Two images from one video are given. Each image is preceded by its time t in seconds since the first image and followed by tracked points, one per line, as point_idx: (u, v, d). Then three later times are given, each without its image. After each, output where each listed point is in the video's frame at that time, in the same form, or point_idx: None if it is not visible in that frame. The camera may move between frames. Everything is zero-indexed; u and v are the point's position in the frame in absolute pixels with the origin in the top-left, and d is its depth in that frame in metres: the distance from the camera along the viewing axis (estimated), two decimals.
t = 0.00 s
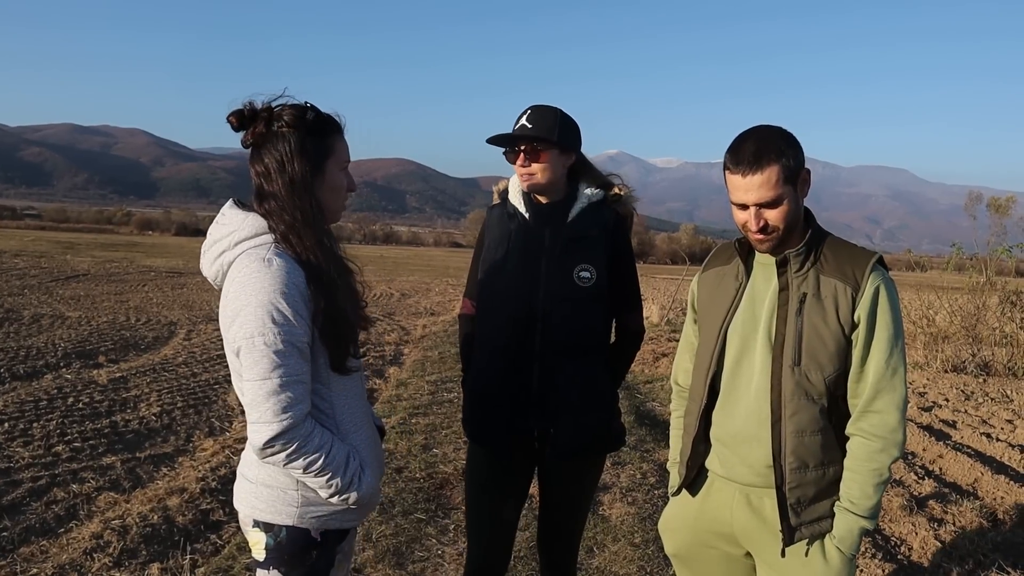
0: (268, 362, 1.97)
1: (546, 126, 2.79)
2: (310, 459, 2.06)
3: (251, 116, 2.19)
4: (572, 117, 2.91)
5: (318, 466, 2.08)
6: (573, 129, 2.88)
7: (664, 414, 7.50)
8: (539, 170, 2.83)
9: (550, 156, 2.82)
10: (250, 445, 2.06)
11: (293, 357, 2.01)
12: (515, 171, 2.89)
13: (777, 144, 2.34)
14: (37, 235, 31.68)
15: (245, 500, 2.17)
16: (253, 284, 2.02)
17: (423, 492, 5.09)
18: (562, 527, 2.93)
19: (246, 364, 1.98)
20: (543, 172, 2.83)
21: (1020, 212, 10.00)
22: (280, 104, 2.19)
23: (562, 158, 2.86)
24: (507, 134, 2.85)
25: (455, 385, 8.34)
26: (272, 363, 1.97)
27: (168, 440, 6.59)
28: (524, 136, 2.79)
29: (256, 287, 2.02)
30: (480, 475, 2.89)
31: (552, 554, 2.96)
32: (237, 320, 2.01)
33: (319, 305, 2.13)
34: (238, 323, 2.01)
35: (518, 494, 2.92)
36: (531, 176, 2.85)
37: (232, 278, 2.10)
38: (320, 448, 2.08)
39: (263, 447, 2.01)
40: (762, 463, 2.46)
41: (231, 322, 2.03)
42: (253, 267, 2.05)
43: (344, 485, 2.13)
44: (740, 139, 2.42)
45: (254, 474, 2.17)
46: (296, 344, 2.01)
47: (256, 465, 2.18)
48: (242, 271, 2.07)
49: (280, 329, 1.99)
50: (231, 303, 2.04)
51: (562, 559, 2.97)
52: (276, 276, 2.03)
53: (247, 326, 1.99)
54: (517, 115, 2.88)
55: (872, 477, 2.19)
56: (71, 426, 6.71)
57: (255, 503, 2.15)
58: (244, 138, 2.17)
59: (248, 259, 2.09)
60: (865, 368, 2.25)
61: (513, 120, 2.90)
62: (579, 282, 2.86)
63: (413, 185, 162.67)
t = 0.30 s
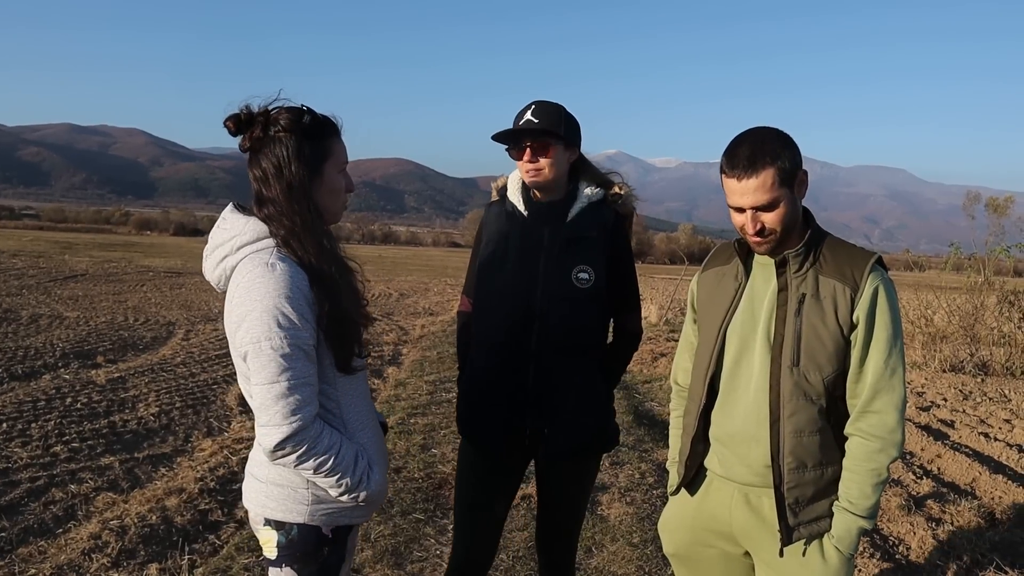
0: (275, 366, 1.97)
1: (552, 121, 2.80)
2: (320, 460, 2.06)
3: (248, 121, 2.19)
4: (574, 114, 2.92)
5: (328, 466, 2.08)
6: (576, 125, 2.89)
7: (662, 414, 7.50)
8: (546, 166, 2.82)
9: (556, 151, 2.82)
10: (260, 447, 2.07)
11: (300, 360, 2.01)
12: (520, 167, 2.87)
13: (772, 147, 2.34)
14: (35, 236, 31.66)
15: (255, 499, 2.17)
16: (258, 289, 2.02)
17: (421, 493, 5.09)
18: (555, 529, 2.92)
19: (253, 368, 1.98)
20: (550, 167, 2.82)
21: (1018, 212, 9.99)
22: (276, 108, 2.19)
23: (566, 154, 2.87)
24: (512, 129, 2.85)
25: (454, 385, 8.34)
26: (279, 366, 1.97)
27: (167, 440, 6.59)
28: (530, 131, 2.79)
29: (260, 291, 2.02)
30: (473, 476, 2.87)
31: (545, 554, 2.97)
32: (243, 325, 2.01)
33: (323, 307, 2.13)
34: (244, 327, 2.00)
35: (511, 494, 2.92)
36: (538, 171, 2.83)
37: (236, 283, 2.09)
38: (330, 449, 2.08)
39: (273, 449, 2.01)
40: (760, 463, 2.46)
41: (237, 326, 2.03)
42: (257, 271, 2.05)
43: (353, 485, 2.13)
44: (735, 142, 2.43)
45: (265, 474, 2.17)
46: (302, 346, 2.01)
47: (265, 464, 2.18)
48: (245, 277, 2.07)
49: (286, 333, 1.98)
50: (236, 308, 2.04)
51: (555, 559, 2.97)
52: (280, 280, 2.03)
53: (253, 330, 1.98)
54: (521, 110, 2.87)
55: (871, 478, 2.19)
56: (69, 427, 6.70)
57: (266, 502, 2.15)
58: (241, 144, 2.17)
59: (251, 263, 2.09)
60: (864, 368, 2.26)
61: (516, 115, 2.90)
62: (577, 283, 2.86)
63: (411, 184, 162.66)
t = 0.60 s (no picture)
0: (277, 364, 1.97)
1: (551, 121, 2.80)
2: (323, 458, 2.06)
3: (251, 126, 2.20)
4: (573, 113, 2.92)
5: (331, 464, 2.08)
6: (575, 125, 2.89)
7: (662, 414, 7.51)
8: (548, 166, 2.82)
9: (555, 151, 2.82)
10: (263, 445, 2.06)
11: (302, 358, 2.01)
12: (519, 166, 2.87)
13: (767, 148, 2.34)
14: (35, 236, 31.65)
15: (260, 497, 2.17)
16: (260, 289, 2.03)
17: (421, 493, 5.08)
18: (553, 530, 2.93)
19: (255, 366, 1.99)
20: (551, 167, 2.83)
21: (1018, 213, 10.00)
22: (280, 112, 2.19)
23: (565, 154, 2.88)
24: (511, 128, 2.84)
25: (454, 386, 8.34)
26: (281, 365, 1.97)
27: (166, 441, 6.58)
28: (531, 130, 2.79)
29: (262, 291, 2.02)
30: (470, 478, 2.86)
31: (541, 555, 2.97)
32: (245, 324, 2.02)
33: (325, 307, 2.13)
34: (247, 326, 2.01)
35: (505, 495, 2.91)
36: (538, 171, 2.83)
37: (239, 284, 2.10)
38: (332, 447, 2.07)
39: (276, 447, 2.01)
40: (761, 463, 2.46)
41: (239, 326, 2.03)
42: (259, 272, 2.06)
43: (356, 483, 2.12)
44: (731, 144, 2.44)
45: (270, 472, 2.17)
46: (304, 345, 2.01)
47: (270, 463, 2.18)
48: (248, 277, 2.07)
49: (288, 332, 1.99)
50: (238, 308, 2.05)
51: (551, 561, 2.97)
52: (282, 281, 2.04)
53: (254, 329, 1.99)
54: (520, 108, 2.86)
55: (871, 478, 2.19)
56: (69, 427, 6.70)
57: (271, 501, 2.15)
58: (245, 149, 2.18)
59: (254, 264, 2.09)
60: (864, 368, 2.26)
61: (515, 113, 2.89)
62: (578, 285, 2.86)
63: (411, 185, 162.66)
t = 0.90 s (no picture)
0: (264, 360, 1.97)
1: (554, 122, 2.80)
2: (310, 456, 2.05)
3: (247, 129, 2.20)
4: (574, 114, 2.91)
5: (318, 463, 2.07)
6: (576, 126, 2.89)
7: (663, 415, 7.51)
8: (552, 167, 2.83)
9: (558, 152, 2.83)
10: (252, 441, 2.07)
11: (290, 355, 2.00)
12: (521, 166, 2.87)
13: (755, 150, 2.34)
14: (36, 237, 31.66)
15: (256, 496, 2.19)
16: (251, 286, 2.04)
17: (422, 493, 5.09)
18: (552, 530, 2.94)
19: (243, 362, 2.00)
20: (554, 168, 2.83)
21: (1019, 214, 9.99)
22: (275, 113, 2.19)
23: (567, 155, 2.88)
24: (513, 129, 2.84)
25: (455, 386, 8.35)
26: (268, 361, 1.98)
27: (167, 441, 6.58)
28: (533, 132, 2.78)
29: (253, 288, 2.03)
30: (469, 478, 2.86)
31: (540, 555, 2.97)
32: (236, 320, 2.03)
33: (320, 306, 2.12)
34: (237, 321, 2.02)
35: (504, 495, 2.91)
36: (541, 173, 2.84)
37: (234, 282, 2.11)
38: (320, 445, 2.06)
39: (263, 443, 2.01)
40: (758, 462, 2.46)
41: (231, 321, 2.05)
42: (253, 269, 2.07)
43: (345, 483, 2.11)
44: (722, 145, 2.44)
45: (264, 471, 2.19)
46: (293, 342, 2.01)
47: (265, 461, 2.19)
48: (242, 274, 2.09)
49: (276, 328, 1.99)
50: (231, 304, 2.06)
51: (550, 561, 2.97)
52: (273, 278, 2.04)
53: (243, 324, 2.00)
54: (523, 108, 2.85)
55: (868, 476, 2.18)
56: (69, 427, 6.71)
57: (265, 499, 2.16)
58: (243, 153, 2.18)
59: (248, 263, 2.10)
60: (860, 367, 2.25)
61: (518, 112, 2.88)
62: (577, 284, 2.86)
63: (412, 185, 162.72)
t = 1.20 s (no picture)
0: (247, 356, 1.98)
1: (562, 124, 2.80)
2: (291, 454, 2.05)
3: (242, 127, 2.20)
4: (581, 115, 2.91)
5: (299, 462, 2.06)
6: (582, 127, 2.89)
7: (664, 415, 7.52)
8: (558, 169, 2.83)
9: (565, 154, 2.83)
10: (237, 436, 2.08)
11: (274, 352, 2.00)
12: (529, 168, 2.88)
13: (749, 149, 2.34)
14: (36, 237, 31.64)
15: (243, 495, 2.20)
16: (239, 281, 2.04)
17: (422, 493, 5.09)
18: (556, 531, 2.93)
19: (228, 357, 2.01)
20: (561, 171, 2.84)
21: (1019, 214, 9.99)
22: (269, 110, 2.19)
23: (574, 157, 2.89)
24: (521, 130, 2.83)
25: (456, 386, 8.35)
26: (251, 357, 1.98)
27: (167, 441, 6.59)
28: (541, 134, 2.77)
29: (241, 283, 2.04)
30: (472, 478, 2.86)
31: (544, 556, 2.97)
32: (223, 315, 2.04)
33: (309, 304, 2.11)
34: (224, 316, 2.03)
35: (508, 496, 2.91)
36: (548, 176, 2.85)
37: (225, 277, 2.12)
38: (303, 444, 2.06)
39: (244, 439, 2.01)
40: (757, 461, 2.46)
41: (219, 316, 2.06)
42: (243, 265, 2.07)
43: (327, 482, 2.10)
44: (717, 145, 2.45)
45: (252, 470, 2.19)
46: (277, 339, 2.01)
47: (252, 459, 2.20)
48: (232, 270, 2.09)
49: (260, 324, 1.99)
50: (221, 298, 2.08)
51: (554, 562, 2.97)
52: (261, 274, 2.04)
53: (229, 319, 2.01)
54: (531, 109, 2.84)
55: (865, 475, 2.18)
56: (69, 427, 6.71)
57: (252, 499, 2.17)
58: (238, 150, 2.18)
59: (239, 259, 2.10)
60: (856, 365, 2.24)
61: (526, 113, 2.87)
62: (580, 284, 2.86)
63: (412, 185, 162.72)
